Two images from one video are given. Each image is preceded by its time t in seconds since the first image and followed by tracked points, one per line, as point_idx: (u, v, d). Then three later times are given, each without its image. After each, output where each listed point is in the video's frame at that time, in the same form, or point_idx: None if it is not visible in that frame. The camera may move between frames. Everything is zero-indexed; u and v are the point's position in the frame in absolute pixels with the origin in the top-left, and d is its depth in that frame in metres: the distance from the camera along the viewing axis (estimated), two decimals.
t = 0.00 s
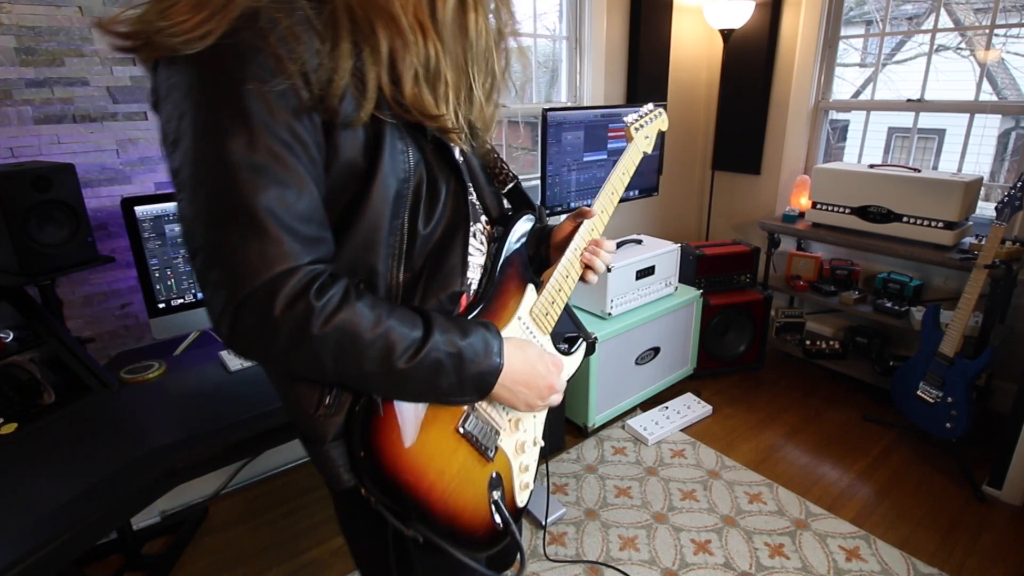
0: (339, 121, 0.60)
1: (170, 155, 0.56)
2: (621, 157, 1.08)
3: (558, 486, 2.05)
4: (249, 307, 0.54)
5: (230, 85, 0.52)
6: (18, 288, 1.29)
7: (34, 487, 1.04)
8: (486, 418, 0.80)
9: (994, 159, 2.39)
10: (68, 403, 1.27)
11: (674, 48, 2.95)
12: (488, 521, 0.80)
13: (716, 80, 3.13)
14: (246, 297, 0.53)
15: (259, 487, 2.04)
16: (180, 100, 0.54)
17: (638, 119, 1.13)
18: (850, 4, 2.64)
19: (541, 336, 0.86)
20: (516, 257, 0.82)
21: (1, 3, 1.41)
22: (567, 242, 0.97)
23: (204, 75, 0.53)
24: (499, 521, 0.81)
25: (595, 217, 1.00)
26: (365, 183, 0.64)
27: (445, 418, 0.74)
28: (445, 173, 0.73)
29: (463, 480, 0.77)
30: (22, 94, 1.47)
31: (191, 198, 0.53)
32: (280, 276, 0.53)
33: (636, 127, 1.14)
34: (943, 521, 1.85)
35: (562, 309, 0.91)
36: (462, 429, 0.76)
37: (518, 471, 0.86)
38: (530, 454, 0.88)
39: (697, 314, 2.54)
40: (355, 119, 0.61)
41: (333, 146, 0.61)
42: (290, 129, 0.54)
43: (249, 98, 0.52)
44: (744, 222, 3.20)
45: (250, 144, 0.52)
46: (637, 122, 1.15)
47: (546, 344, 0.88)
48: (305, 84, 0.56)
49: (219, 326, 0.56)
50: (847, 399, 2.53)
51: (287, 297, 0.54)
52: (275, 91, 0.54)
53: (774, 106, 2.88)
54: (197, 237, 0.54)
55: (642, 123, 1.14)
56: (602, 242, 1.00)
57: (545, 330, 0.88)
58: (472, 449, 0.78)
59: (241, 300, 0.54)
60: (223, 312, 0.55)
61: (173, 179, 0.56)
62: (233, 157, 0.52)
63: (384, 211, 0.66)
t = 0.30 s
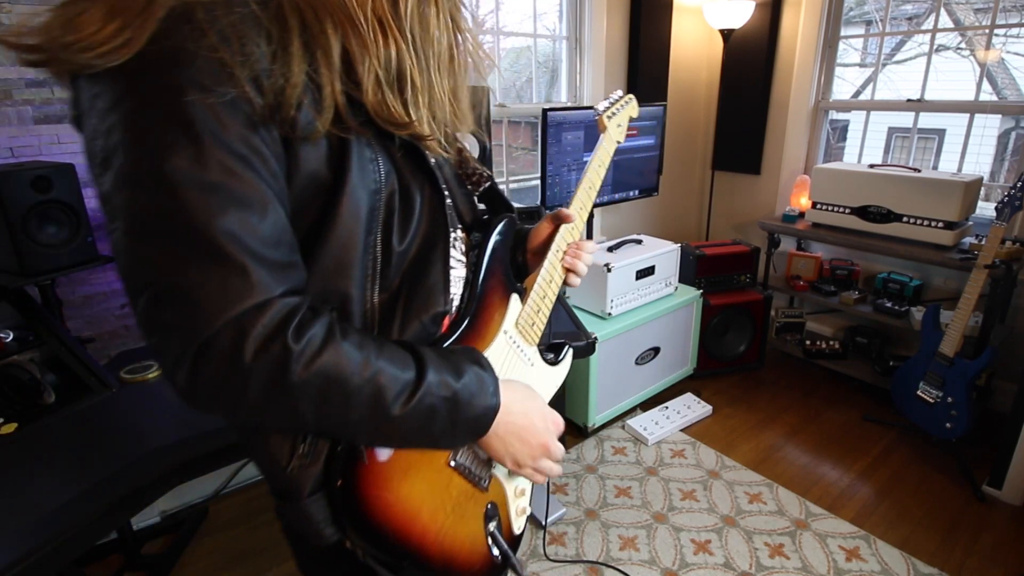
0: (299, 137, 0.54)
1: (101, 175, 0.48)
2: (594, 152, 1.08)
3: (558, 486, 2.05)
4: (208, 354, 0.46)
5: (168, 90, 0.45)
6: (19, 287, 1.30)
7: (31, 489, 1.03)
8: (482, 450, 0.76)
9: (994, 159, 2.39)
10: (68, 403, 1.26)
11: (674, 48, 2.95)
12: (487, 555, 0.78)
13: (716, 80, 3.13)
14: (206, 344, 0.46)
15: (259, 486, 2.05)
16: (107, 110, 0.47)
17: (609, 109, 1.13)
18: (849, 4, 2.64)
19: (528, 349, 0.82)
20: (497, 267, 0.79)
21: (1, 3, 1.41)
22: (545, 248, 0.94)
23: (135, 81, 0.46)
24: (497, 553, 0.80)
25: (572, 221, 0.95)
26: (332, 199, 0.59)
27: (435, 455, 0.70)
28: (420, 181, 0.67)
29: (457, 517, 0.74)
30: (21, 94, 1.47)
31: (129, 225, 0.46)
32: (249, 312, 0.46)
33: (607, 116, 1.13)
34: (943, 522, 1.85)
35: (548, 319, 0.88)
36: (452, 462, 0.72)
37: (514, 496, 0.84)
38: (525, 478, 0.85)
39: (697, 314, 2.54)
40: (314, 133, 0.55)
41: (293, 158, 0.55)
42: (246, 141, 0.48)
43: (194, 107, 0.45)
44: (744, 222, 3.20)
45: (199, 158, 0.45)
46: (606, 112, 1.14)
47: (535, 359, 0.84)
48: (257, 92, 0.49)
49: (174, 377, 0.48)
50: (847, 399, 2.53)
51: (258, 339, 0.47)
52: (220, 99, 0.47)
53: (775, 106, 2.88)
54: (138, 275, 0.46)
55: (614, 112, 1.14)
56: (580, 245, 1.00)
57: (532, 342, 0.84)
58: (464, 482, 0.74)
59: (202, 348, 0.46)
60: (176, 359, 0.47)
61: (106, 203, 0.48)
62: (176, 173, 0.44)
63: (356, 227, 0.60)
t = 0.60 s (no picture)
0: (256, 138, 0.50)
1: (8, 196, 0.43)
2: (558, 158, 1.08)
3: (558, 486, 2.05)
4: (166, 408, 0.42)
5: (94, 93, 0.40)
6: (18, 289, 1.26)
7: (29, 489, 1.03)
8: (468, 477, 0.74)
9: (994, 159, 2.39)
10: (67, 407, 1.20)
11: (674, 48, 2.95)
12: None
13: (716, 80, 3.13)
14: (159, 402, 0.42)
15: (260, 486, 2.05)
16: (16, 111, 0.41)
17: (568, 113, 1.13)
18: (849, 4, 2.64)
19: (507, 363, 0.79)
20: (474, 278, 0.77)
21: None
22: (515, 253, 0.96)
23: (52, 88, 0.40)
24: None
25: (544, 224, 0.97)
26: (299, 211, 0.56)
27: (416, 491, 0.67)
28: (392, 183, 0.67)
29: (446, 550, 0.71)
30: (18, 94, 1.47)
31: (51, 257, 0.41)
32: (209, 358, 0.42)
33: (565, 120, 1.12)
34: (943, 522, 1.85)
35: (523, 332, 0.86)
36: (439, 492, 0.69)
37: (498, 519, 0.82)
38: (507, 500, 0.83)
39: (697, 314, 2.54)
40: (274, 131, 0.52)
41: (250, 157, 0.51)
42: (196, 150, 0.44)
43: (128, 109, 0.40)
44: (744, 221, 3.20)
45: (138, 176, 0.40)
46: (563, 117, 1.13)
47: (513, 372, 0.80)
48: (209, 91, 0.46)
49: (123, 436, 0.44)
50: (847, 400, 2.53)
51: (224, 390, 0.43)
52: (161, 100, 0.42)
53: (775, 106, 2.88)
54: (68, 327, 0.41)
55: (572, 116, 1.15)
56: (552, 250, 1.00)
57: (509, 356, 0.81)
58: (452, 513, 0.72)
59: (154, 404, 0.42)
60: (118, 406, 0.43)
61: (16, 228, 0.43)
62: (109, 192, 0.39)
63: (328, 243, 0.58)
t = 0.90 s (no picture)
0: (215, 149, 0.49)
1: None
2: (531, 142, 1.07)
3: (558, 486, 2.05)
4: (117, 460, 0.40)
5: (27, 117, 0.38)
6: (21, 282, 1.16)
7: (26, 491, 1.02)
8: (455, 492, 0.73)
9: (994, 159, 2.39)
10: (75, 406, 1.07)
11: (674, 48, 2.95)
12: None
13: (716, 80, 3.13)
14: (107, 454, 0.40)
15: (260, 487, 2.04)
16: None
17: (533, 100, 1.12)
18: (849, 4, 2.64)
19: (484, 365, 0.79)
20: (447, 285, 0.76)
21: None
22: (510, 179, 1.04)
23: None
24: None
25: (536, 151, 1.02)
26: (264, 225, 0.53)
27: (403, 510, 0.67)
28: (365, 191, 0.64)
29: (433, 565, 0.71)
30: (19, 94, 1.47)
31: None
32: (166, 398, 0.41)
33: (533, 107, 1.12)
34: (943, 522, 1.85)
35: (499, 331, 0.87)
36: (424, 509, 0.69)
37: (486, 529, 0.80)
38: (495, 508, 0.81)
39: (697, 314, 2.54)
40: (235, 139, 0.50)
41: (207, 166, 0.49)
42: (143, 165, 0.41)
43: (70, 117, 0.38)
44: (744, 222, 3.20)
45: (76, 203, 0.38)
46: (529, 106, 1.12)
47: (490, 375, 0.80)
48: (162, 99, 0.44)
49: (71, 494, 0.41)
50: (847, 400, 2.52)
51: (186, 426, 0.42)
52: (109, 113, 0.40)
53: (774, 106, 2.88)
54: (19, 374, 0.40)
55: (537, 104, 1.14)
56: (541, 173, 1.06)
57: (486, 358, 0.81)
58: (438, 528, 0.71)
59: (102, 458, 0.40)
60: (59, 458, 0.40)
61: None
62: (45, 227, 0.37)
63: (298, 256, 0.55)
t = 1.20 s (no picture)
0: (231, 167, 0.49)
1: None
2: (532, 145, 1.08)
3: (558, 486, 2.05)
4: (141, 467, 0.40)
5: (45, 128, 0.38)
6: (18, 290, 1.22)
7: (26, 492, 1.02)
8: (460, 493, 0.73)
9: (994, 159, 2.39)
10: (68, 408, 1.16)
11: (674, 48, 2.95)
12: None
13: (716, 80, 3.13)
14: (136, 459, 0.40)
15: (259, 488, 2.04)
16: None
17: (535, 108, 1.13)
18: (849, 4, 2.64)
19: (490, 369, 0.78)
20: (452, 289, 0.76)
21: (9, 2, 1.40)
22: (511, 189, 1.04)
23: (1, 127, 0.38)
24: None
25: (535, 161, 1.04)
26: (271, 232, 0.54)
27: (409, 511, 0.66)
28: (369, 197, 0.64)
29: (440, 566, 0.71)
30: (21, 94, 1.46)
31: (20, 311, 0.39)
32: (193, 406, 0.41)
33: (534, 116, 1.13)
34: (943, 522, 1.85)
35: (503, 338, 0.86)
36: (431, 509, 0.69)
37: (489, 530, 0.80)
38: (499, 509, 0.82)
39: (697, 314, 2.54)
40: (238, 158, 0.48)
41: (219, 185, 0.49)
42: (158, 179, 0.41)
43: (83, 137, 0.38)
44: (744, 221, 3.19)
45: (92, 210, 0.38)
46: (530, 112, 1.13)
47: (496, 379, 0.80)
48: (173, 119, 0.43)
49: (95, 505, 0.42)
50: (847, 400, 2.52)
51: (210, 438, 0.42)
52: (124, 133, 0.40)
53: (774, 106, 2.88)
54: (44, 381, 0.40)
55: (540, 111, 1.14)
56: (543, 182, 1.07)
57: (491, 362, 0.80)
58: (444, 529, 0.71)
59: (128, 467, 0.40)
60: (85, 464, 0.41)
61: None
62: (69, 238, 0.37)
63: (305, 263, 0.56)
